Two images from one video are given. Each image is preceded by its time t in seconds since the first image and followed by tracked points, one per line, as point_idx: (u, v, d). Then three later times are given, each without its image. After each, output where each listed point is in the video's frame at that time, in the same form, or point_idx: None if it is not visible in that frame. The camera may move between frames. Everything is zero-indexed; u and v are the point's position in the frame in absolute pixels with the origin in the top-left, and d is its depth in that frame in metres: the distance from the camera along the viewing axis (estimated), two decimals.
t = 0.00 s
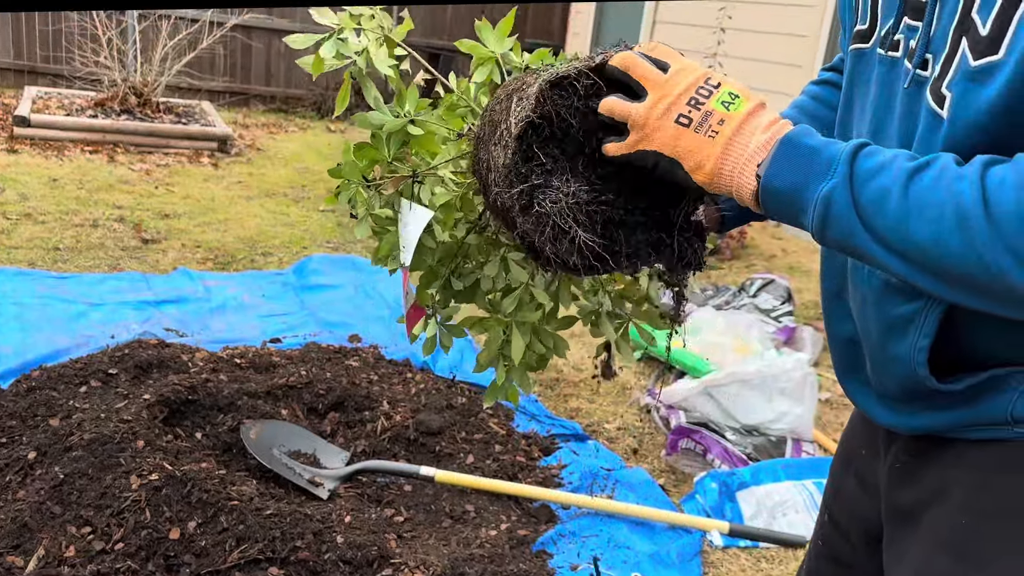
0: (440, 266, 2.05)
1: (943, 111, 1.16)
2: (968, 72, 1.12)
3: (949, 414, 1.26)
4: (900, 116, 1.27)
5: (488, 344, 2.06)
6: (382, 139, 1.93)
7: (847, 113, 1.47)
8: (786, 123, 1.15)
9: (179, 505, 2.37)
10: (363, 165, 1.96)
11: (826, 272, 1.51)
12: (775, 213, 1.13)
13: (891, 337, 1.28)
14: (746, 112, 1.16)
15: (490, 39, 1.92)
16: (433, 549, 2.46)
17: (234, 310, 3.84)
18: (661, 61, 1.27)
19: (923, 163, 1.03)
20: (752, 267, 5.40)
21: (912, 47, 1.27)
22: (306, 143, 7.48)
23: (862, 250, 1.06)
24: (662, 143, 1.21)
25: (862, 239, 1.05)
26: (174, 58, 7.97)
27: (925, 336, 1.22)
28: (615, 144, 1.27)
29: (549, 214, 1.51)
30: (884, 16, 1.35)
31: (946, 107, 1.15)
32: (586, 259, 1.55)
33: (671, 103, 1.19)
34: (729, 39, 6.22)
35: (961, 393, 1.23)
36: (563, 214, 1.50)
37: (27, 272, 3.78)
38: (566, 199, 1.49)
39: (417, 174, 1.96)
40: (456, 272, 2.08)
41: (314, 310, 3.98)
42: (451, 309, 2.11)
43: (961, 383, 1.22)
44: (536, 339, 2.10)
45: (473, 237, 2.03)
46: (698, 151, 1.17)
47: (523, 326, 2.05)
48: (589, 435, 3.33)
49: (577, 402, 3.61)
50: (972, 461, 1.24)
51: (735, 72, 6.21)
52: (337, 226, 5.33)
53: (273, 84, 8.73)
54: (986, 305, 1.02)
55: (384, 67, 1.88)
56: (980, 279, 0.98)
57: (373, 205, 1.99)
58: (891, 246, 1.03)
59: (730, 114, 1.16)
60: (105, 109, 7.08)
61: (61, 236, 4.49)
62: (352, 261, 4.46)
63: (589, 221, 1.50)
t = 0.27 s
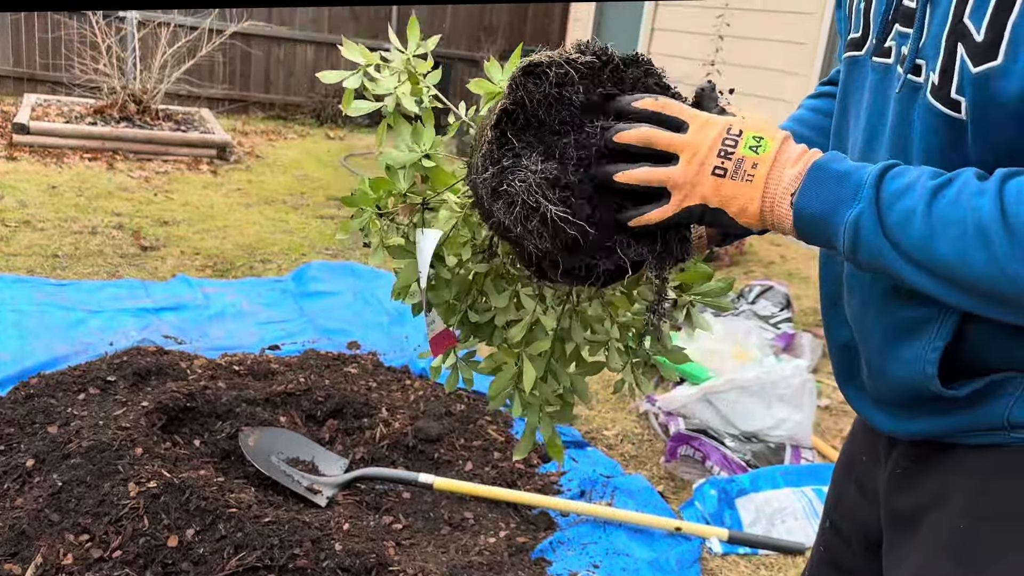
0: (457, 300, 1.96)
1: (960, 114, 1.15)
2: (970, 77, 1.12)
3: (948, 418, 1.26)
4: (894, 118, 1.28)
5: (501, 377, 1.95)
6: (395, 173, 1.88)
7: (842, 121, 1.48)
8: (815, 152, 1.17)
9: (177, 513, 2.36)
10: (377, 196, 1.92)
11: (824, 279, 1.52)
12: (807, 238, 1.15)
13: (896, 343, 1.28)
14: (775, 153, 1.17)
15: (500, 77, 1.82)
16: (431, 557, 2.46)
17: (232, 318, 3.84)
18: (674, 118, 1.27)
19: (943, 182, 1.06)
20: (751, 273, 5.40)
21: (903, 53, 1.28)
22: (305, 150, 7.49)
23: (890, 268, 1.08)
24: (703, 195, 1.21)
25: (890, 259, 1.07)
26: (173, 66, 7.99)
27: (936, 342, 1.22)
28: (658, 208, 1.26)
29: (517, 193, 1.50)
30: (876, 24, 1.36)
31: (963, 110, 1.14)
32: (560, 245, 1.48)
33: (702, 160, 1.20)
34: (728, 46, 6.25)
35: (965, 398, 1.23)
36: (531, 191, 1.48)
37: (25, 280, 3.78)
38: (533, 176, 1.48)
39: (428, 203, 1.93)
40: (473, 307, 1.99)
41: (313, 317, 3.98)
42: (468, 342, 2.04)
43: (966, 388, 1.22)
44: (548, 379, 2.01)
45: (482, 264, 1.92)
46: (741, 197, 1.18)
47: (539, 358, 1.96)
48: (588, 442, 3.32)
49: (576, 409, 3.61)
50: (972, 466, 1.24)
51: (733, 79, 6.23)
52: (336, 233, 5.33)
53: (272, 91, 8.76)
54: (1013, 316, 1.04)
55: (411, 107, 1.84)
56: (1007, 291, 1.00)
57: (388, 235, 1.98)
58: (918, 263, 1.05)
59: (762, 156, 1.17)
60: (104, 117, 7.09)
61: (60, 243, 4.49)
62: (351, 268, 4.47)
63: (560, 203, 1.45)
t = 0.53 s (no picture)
0: (438, 294, 1.95)
1: (964, 114, 1.16)
2: (979, 76, 1.13)
3: (959, 422, 1.26)
4: (902, 119, 1.28)
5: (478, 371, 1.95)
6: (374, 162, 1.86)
7: (848, 124, 1.47)
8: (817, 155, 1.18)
9: (178, 517, 2.36)
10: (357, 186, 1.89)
11: (830, 283, 1.52)
12: (803, 240, 1.15)
13: (906, 344, 1.28)
14: (784, 149, 1.17)
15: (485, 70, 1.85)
16: (433, 561, 2.45)
17: (233, 322, 3.84)
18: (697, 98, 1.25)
19: (942, 184, 1.06)
20: (751, 278, 5.40)
21: (911, 53, 1.28)
22: (305, 155, 7.49)
23: (887, 266, 1.08)
24: (702, 175, 1.19)
25: (886, 256, 1.07)
26: (174, 70, 8.00)
27: (943, 340, 1.22)
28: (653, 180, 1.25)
29: (510, 187, 1.49)
30: (883, 27, 1.36)
31: (968, 110, 1.15)
32: (550, 241, 1.48)
33: (710, 138, 1.18)
34: (728, 51, 6.26)
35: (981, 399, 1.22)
36: (524, 186, 1.48)
37: (26, 283, 3.78)
38: (527, 172, 1.48)
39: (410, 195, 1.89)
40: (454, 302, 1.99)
41: (313, 321, 3.98)
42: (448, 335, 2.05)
43: (973, 390, 1.22)
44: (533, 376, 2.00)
45: (467, 261, 1.92)
46: (741, 184, 1.17)
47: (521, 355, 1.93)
48: (589, 447, 3.32)
49: (577, 414, 3.60)
50: (982, 470, 1.24)
51: (734, 84, 6.25)
52: (337, 237, 5.33)
53: (272, 96, 8.77)
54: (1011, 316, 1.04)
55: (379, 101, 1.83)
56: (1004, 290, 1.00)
57: (368, 225, 1.94)
58: (914, 261, 1.05)
59: (770, 149, 1.17)
60: (105, 121, 7.09)
61: (61, 247, 4.49)
62: (352, 272, 4.47)
63: (551, 200, 1.46)
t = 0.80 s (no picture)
0: (440, 297, 1.94)
1: (975, 122, 1.18)
2: (990, 83, 1.14)
3: (963, 426, 1.26)
4: (911, 126, 1.29)
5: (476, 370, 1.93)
6: (381, 168, 1.79)
7: (852, 133, 1.48)
8: (817, 189, 1.21)
9: (179, 520, 2.36)
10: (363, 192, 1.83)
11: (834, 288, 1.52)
12: (813, 274, 1.17)
13: (913, 351, 1.29)
14: (782, 185, 1.21)
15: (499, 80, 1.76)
16: (434, 565, 2.45)
17: (234, 325, 3.84)
18: (684, 140, 1.25)
19: (952, 208, 1.08)
20: (752, 282, 5.41)
21: (920, 61, 1.30)
22: (306, 158, 7.50)
23: (903, 292, 1.09)
24: (704, 220, 1.21)
25: (902, 282, 1.09)
26: (175, 73, 8.01)
27: (950, 350, 1.22)
28: (651, 226, 1.25)
29: (490, 194, 1.48)
30: (888, 35, 1.38)
31: (980, 117, 1.17)
32: (531, 247, 1.46)
33: (707, 184, 1.20)
34: (729, 55, 6.27)
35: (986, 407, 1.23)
36: (503, 193, 1.47)
37: (27, 286, 3.78)
38: (507, 177, 1.48)
39: (412, 201, 1.84)
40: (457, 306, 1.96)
41: (314, 324, 3.98)
42: (449, 339, 2.01)
43: (981, 398, 1.23)
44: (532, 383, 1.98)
45: (468, 269, 1.84)
46: (744, 224, 1.20)
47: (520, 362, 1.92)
48: (590, 450, 3.32)
49: (578, 417, 3.60)
50: (986, 473, 1.24)
51: (735, 88, 6.26)
52: (338, 240, 5.33)
53: (273, 99, 8.78)
54: None
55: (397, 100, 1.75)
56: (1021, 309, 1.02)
57: (374, 231, 1.89)
58: (931, 286, 1.07)
59: (769, 187, 1.20)
60: (106, 124, 7.10)
61: (62, 250, 4.49)
62: (353, 276, 4.47)
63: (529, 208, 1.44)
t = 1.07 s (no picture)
0: (440, 310, 1.82)
1: (977, 126, 1.18)
2: (992, 88, 1.15)
3: (969, 429, 1.26)
4: (912, 132, 1.29)
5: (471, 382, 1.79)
6: (379, 179, 1.72)
7: (851, 137, 1.48)
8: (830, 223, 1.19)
9: (180, 520, 2.35)
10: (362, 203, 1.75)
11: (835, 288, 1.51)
12: (830, 310, 1.14)
13: (919, 356, 1.28)
14: (795, 220, 1.19)
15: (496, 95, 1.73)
16: (435, 565, 2.44)
17: (235, 325, 3.83)
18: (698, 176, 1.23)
19: (969, 234, 1.06)
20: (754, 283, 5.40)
21: (922, 65, 1.30)
22: (307, 158, 7.50)
23: (925, 321, 1.07)
24: (716, 255, 1.18)
25: (923, 312, 1.06)
26: (177, 73, 8.01)
27: (955, 353, 1.22)
28: (664, 263, 1.21)
29: (492, 180, 1.46)
30: (890, 39, 1.39)
31: (981, 122, 1.17)
32: (533, 236, 1.45)
33: (720, 220, 1.18)
34: (731, 56, 6.28)
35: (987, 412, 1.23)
36: (506, 178, 1.46)
37: (29, 286, 3.78)
38: (509, 164, 1.46)
39: (411, 210, 1.78)
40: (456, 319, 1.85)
41: (316, 325, 3.98)
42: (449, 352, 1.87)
43: (988, 402, 1.22)
44: (532, 398, 1.85)
45: (468, 277, 1.79)
46: (758, 260, 1.17)
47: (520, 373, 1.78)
48: (591, 451, 3.31)
49: (580, 418, 3.60)
50: (993, 476, 1.25)
51: (737, 89, 6.26)
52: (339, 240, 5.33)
53: (275, 99, 8.78)
54: None
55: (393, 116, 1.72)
56: None
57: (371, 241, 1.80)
58: (953, 313, 1.05)
59: (781, 222, 1.18)
60: (107, 124, 7.10)
61: (64, 250, 4.49)
62: (354, 276, 4.47)
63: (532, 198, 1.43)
